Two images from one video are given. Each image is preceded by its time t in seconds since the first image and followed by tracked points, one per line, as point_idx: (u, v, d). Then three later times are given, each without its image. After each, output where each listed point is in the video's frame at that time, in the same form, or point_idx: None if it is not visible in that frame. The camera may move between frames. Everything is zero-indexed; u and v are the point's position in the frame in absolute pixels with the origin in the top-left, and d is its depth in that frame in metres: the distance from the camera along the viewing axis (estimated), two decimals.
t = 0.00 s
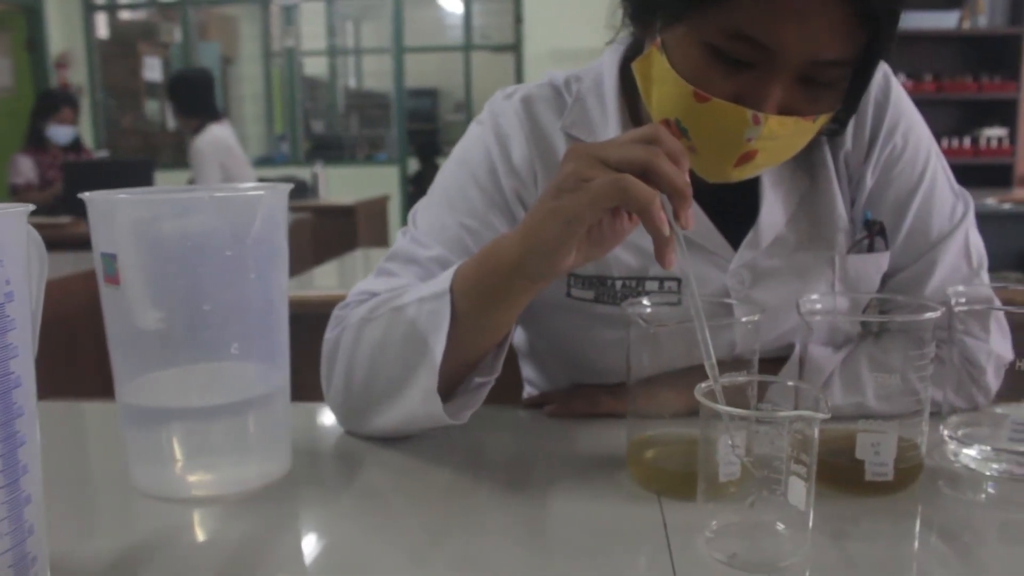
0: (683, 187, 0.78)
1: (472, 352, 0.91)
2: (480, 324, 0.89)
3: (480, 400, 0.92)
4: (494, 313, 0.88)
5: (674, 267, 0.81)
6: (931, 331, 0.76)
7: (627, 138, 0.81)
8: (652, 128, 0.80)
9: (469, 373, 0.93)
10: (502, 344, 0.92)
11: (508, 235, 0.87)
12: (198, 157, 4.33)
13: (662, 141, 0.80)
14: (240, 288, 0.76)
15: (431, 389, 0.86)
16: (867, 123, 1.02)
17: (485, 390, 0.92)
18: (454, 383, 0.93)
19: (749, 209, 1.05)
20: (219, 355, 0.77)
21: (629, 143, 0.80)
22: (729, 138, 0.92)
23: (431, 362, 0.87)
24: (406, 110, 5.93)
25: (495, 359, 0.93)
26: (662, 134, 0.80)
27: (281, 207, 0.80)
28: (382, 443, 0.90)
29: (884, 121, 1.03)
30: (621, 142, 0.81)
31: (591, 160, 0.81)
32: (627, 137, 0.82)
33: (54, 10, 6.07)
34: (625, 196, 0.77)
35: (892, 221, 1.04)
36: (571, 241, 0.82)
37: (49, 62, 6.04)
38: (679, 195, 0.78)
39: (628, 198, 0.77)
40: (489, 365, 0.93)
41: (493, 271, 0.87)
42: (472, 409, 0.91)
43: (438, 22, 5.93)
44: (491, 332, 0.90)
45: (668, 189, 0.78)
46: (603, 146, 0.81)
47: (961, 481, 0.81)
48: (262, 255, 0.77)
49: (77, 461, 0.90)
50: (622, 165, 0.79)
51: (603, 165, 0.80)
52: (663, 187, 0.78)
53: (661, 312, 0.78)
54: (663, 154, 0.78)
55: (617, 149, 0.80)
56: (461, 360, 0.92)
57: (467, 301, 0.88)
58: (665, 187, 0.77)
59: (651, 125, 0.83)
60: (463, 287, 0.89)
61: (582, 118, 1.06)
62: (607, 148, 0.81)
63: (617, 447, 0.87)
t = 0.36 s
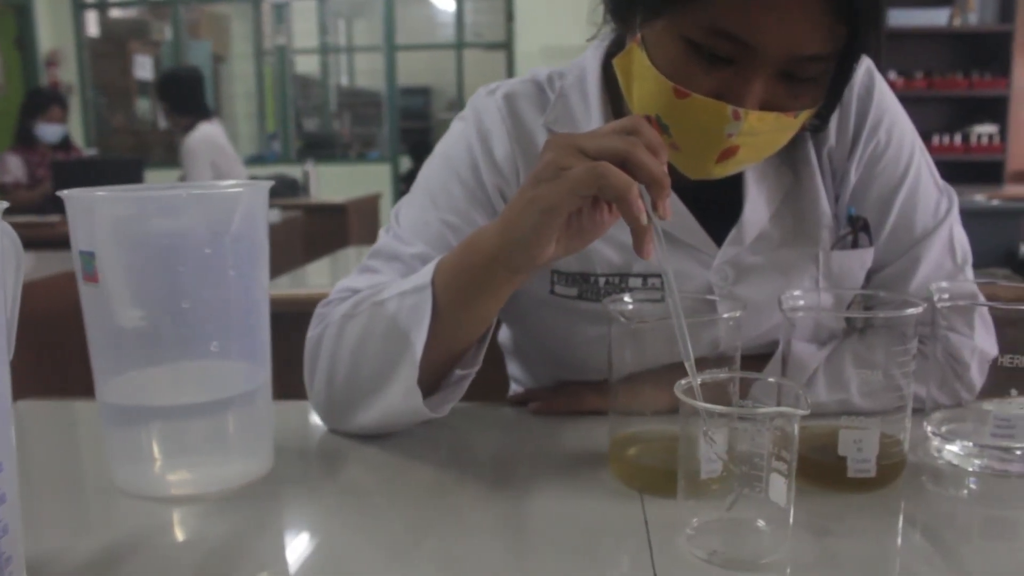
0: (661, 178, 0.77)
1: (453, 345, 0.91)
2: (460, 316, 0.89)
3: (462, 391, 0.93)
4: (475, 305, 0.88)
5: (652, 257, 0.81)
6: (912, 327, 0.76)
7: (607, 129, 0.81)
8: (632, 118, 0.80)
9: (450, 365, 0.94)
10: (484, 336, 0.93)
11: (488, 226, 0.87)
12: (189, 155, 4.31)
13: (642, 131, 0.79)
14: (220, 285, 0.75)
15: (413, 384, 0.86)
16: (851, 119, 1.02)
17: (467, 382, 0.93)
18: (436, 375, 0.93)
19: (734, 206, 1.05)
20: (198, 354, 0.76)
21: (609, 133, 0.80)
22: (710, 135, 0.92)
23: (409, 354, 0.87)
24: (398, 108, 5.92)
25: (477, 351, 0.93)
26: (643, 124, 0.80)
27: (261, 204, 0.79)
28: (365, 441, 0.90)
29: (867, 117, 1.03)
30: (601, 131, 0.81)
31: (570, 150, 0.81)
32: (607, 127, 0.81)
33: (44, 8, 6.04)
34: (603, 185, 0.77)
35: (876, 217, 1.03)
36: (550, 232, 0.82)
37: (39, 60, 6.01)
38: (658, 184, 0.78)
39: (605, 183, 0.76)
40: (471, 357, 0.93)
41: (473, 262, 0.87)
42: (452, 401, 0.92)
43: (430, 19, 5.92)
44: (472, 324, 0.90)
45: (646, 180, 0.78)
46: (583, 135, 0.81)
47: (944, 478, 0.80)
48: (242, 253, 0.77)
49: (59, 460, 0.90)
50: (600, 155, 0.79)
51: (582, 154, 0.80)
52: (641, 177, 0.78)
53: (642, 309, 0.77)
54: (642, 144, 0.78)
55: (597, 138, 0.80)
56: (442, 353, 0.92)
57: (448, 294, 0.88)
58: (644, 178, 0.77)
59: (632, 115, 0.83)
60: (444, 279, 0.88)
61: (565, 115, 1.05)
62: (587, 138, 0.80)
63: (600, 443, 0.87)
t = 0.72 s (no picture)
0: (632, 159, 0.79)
1: (431, 335, 0.91)
2: (437, 306, 0.89)
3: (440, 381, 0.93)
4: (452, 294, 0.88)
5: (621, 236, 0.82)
6: (893, 321, 0.76)
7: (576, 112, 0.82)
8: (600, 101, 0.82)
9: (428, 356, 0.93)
10: (462, 325, 0.93)
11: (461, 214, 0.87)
12: (180, 153, 4.29)
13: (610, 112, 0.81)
14: (198, 284, 0.75)
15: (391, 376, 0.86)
16: (835, 114, 1.02)
17: (444, 370, 0.93)
18: (414, 367, 0.93)
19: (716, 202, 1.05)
20: (178, 353, 0.75)
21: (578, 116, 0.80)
22: (685, 130, 0.91)
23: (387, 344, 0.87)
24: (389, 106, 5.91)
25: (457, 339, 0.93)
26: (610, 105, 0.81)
27: (240, 203, 0.78)
28: (347, 439, 0.90)
29: (852, 111, 1.03)
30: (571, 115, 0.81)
31: (541, 134, 0.81)
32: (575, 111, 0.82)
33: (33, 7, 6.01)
34: (574, 164, 0.77)
35: (860, 212, 1.03)
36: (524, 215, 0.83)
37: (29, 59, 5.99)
38: (628, 164, 0.79)
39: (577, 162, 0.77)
40: (450, 345, 0.93)
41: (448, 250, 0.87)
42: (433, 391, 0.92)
43: (421, 16, 5.90)
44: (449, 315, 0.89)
45: (617, 159, 0.79)
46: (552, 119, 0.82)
47: (928, 471, 0.80)
48: (220, 252, 0.76)
49: (40, 462, 0.89)
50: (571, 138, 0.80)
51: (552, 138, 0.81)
52: (612, 158, 0.79)
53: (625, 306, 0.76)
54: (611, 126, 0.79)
55: (566, 121, 0.80)
56: (419, 344, 0.91)
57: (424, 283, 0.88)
58: (614, 157, 0.78)
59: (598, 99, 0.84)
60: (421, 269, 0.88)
61: (546, 110, 1.06)
62: (556, 121, 0.81)
63: (583, 440, 0.87)
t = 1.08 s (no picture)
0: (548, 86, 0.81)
1: (396, 313, 0.92)
2: (398, 281, 0.90)
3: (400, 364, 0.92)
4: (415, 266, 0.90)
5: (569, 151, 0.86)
6: (876, 318, 0.75)
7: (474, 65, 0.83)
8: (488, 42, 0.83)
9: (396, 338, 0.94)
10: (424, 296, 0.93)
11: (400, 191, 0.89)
12: (168, 155, 4.28)
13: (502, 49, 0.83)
14: (176, 287, 0.74)
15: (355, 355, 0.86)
16: (814, 112, 1.01)
17: (403, 341, 0.91)
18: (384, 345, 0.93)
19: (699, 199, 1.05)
20: (155, 356, 0.74)
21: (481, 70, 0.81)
22: (648, 136, 0.91)
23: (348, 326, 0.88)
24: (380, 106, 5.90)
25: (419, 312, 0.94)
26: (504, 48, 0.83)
27: (218, 203, 0.78)
28: (324, 439, 0.90)
29: (832, 108, 1.01)
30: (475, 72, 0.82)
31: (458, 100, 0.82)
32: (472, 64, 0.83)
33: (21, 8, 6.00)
34: (509, 121, 0.78)
35: (842, 210, 1.03)
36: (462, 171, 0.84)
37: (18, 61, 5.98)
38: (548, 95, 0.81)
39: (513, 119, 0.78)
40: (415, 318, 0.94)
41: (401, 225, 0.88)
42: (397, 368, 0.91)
43: (411, 15, 5.89)
44: (417, 284, 0.91)
45: (536, 94, 0.80)
46: (456, 80, 0.82)
47: (911, 469, 0.80)
48: (198, 253, 0.75)
49: (20, 465, 0.88)
50: (488, 93, 0.81)
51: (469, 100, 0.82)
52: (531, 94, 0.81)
53: (604, 305, 0.77)
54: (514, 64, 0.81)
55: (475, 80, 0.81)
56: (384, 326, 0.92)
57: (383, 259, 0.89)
58: (533, 93, 0.80)
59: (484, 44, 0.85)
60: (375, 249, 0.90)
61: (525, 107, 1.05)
62: (463, 80, 0.82)
63: (565, 440, 0.86)
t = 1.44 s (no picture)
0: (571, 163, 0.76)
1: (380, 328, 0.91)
2: (382, 301, 0.89)
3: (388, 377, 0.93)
4: (402, 286, 0.89)
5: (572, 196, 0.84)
6: (855, 317, 0.76)
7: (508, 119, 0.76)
8: (525, 103, 0.75)
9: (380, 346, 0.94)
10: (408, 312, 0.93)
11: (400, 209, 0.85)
12: (158, 155, 4.26)
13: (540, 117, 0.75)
14: (154, 287, 0.74)
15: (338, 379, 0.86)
16: (795, 112, 1.01)
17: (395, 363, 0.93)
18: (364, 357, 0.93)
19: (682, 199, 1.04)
20: (134, 357, 0.74)
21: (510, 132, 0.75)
22: (607, 157, 0.94)
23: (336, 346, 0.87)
24: (371, 106, 5.88)
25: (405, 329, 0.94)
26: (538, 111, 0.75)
27: (197, 203, 0.78)
28: (307, 440, 0.90)
29: (812, 108, 1.02)
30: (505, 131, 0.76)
31: (478, 157, 0.77)
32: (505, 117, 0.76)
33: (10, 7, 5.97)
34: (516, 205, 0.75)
35: (823, 210, 1.03)
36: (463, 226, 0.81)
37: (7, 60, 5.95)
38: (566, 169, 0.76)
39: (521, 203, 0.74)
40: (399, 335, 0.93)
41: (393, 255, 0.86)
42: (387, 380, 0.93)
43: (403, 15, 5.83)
44: (401, 304, 0.91)
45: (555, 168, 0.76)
46: (478, 132, 0.76)
47: (892, 469, 0.80)
48: (176, 253, 0.75)
49: None
50: (512, 159, 0.76)
51: (487, 157, 0.77)
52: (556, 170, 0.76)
53: (584, 305, 0.76)
54: (546, 139, 0.75)
55: (500, 143, 0.75)
56: (369, 338, 0.91)
57: (371, 280, 0.88)
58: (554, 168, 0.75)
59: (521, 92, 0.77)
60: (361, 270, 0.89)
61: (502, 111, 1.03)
62: (484, 138, 0.76)
63: (546, 441, 0.86)
